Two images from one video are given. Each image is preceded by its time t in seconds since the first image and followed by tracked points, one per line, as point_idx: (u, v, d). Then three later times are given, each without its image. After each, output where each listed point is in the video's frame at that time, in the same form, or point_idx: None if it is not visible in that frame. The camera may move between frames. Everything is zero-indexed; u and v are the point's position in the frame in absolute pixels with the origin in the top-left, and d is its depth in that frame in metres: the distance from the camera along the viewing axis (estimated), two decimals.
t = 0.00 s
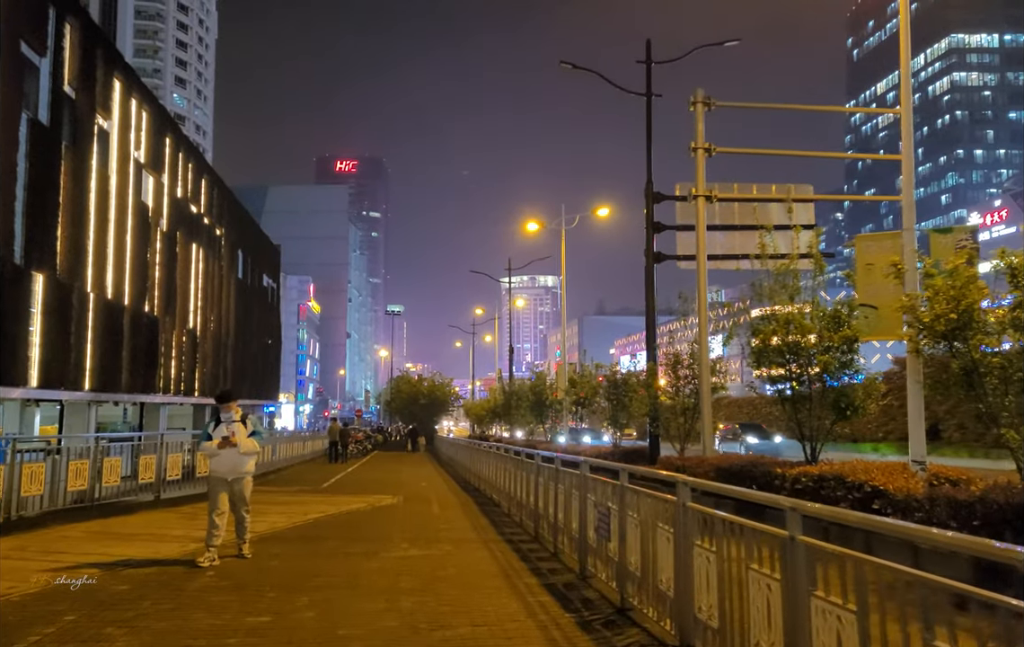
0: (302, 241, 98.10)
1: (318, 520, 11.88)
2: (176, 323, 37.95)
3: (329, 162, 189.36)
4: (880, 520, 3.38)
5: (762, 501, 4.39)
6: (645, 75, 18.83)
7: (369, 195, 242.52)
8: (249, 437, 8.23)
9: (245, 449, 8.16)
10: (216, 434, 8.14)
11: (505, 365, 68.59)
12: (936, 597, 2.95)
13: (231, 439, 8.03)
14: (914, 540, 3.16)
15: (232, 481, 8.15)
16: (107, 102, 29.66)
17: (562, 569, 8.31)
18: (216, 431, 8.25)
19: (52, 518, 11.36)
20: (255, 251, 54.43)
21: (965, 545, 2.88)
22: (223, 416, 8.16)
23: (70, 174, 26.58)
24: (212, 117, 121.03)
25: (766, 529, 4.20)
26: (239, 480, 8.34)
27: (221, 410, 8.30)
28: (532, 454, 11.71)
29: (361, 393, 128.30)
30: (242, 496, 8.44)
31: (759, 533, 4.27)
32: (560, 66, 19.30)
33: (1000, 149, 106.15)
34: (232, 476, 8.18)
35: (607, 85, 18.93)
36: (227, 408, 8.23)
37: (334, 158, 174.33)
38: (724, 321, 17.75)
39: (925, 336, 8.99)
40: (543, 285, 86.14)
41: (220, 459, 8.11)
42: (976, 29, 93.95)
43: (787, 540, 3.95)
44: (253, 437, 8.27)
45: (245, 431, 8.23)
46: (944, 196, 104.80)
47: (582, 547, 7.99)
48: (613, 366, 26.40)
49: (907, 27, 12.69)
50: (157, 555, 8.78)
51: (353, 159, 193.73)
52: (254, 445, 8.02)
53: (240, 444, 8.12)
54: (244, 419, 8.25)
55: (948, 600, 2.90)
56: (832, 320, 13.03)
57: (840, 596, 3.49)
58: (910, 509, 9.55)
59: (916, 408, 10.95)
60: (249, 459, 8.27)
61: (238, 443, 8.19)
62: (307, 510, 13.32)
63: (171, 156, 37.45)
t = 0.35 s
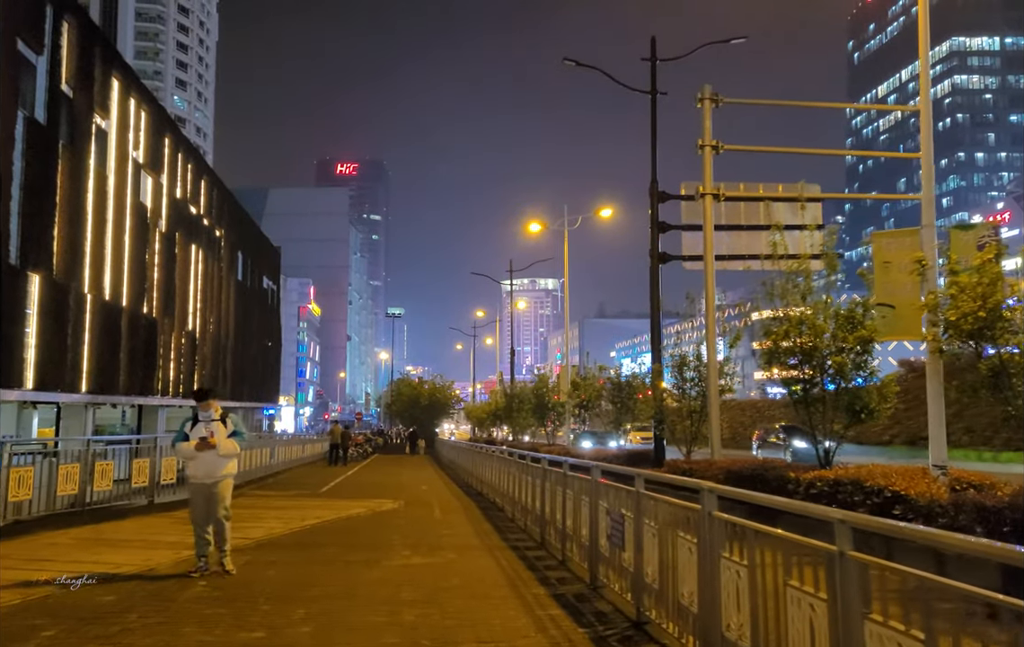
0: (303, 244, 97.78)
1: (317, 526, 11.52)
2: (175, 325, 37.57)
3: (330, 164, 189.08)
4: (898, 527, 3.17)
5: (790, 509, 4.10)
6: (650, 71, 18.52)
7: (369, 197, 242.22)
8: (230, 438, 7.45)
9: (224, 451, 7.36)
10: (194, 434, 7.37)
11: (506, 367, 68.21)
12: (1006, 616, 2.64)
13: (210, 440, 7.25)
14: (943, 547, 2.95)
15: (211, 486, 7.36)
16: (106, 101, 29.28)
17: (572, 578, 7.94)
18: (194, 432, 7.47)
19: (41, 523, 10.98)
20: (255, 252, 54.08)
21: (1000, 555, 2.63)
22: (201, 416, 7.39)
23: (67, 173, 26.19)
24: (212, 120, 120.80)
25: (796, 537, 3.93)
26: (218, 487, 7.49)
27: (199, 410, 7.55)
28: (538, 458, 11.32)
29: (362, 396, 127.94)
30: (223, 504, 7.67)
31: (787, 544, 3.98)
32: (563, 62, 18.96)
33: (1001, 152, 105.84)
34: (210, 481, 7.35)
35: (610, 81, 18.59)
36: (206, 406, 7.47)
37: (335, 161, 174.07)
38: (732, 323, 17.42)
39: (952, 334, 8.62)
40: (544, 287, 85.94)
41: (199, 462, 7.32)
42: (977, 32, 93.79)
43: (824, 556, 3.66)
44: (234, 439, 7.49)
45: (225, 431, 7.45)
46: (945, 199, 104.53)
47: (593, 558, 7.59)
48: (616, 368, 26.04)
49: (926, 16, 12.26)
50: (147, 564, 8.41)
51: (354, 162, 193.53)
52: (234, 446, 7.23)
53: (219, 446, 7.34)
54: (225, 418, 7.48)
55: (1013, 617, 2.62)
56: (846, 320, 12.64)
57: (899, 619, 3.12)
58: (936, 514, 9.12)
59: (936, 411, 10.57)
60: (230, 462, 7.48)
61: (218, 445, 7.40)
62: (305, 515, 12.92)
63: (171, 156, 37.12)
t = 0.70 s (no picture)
0: (302, 246, 97.40)
1: (313, 536, 11.06)
2: (171, 327, 37.11)
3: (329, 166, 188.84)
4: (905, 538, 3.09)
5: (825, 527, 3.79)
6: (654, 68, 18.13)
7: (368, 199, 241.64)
8: (213, 452, 6.73)
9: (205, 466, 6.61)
10: (174, 445, 6.67)
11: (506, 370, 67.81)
12: None
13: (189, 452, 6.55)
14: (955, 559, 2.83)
15: (187, 503, 6.64)
16: (100, 100, 28.81)
17: (583, 594, 7.48)
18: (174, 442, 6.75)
19: (25, 533, 10.54)
20: (254, 254, 53.66)
21: None
22: (186, 424, 6.70)
23: (60, 171, 25.72)
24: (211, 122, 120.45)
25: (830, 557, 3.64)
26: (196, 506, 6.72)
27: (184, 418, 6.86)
28: (544, 464, 10.89)
29: (361, 398, 127.61)
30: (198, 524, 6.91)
31: (822, 563, 3.68)
32: (565, 58, 18.55)
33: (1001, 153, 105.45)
34: (186, 497, 6.61)
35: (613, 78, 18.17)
36: (191, 415, 6.78)
37: (335, 163, 173.82)
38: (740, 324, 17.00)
39: (979, 334, 8.24)
40: (542, 289, 85.63)
41: (176, 476, 6.63)
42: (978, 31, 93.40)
43: (871, 579, 3.32)
44: (217, 454, 6.77)
45: (208, 443, 6.73)
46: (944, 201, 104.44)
47: (605, 572, 7.17)
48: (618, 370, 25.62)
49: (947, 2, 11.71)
50: (132, 580, 7.95)
51: (353, 165, 193.56)
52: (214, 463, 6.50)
53: (199, 460, 6.61)
54: (209, 430, 6.76)
55: None
56: (863, 319, 12.18)
57: None
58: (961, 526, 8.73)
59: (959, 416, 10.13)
60: (211, 478, 6.75)
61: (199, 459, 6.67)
62: (302, 523, 12.46)
63: (167, 156, 36.65)
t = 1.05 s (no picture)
0: (297, 246, 96.87)
1: (305, 543, 10.58)
2: (164, 327, 36.60)
3: (324, 166, 188.06)
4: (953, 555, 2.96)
5: (877, 545, 3.43)
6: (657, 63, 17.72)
7: (364, 200, 240.89)
8: (191, 454, 6.31)
9: (182, 467, 6.18)
10: (148, 445, 6.25)
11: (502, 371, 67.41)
12: None
13: (163, 452, 6.14)
14: None
15: (160, 511, 6.17)
16: (92, 97, 28.27)
17: (590, 607, 7.06)
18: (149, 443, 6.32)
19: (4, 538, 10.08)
20: (248, 254, 53.11)
21: None
22: (162, 423, 6.31)
23: (50, 169, 25.20)
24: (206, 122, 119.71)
25: (876, 577, 3.26)
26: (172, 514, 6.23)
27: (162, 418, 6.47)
28: (547, 468, 10.46)
29: (356, 399, 127.07)
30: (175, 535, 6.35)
31: (868, 583, 3.30)
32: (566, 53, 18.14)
33: (997, 155, 105.25)
34: (161, 502, 6.15)
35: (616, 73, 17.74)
36: (168, 414, 6.40)
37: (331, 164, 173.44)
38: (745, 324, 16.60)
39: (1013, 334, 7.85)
40: (538, 291, 85.34)
41: (150, 481, 6.16)
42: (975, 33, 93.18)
43: (936, 606, 2.92)
44: (195, 456, 6.33)
45: (185, 444, 6.31)
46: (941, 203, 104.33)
47: (615, 585, 6.73)
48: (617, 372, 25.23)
49: None
50: (111, 592, 7.49)
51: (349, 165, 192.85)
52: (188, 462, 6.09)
53: (174, 462, 6.17)
54: (187, 429, 6.35)
55: None
56: (875, 319, 11.84)
57: None
58: (986, 535, 8.36)
59: (978, 418, 9.76)
60: (189, 483, 6.30)
61: (175, 461, 6.24)
62: (293, 528, 12.01)
63: (160, 155, 36.13)
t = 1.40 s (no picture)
0: (291, 251, 96.34)
1: (298, 556, 10.12)
2: (156, 332, 36.08)
3: (319, 170, 187.57)
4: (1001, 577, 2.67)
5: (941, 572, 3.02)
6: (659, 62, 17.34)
7: (358, 205, 240.44)
8: (157, 468, 5.78)
9: (147, 483, 5.64)
10: (108, 462, 5.71)
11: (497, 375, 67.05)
12: None
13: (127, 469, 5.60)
14: None
15: (129, 534, 5.65)
16: (82, 98, 27.75)
17: (602, 627, 6.63)
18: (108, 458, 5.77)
19: None
20: (242, 258, 52.59)
21: None
22: (122, 438, 5.74)
23: (39, 171, 24.67)
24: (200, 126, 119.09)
25: (947, 608, 2.88)
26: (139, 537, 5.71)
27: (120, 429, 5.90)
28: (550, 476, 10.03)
29: (351, 405, 126.50)
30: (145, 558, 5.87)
31: (938, 616, 2.89)
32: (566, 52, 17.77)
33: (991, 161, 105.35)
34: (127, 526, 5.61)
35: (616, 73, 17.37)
36: (127, 425, 5.84)
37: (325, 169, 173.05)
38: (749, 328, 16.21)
39: None
40: (533, 296, 85.05)
41: (113, 501, 5.62)
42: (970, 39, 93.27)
43: (984, 631, 2.71)
44: (163, 470, 5.81)
45: (151, 458, 5.78)
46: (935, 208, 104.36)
47: (628, 603, 6.30)
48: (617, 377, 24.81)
49: None
50: (91, 613, 7.02)
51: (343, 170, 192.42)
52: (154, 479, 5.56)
53: (139, 479, 5.64)
54: (151, 442, 5.81)
55: None
56: (887, 322, 11.46)
57: None
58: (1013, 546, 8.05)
59: (1000, 424, 9.38)
60: (157, 500, 5.78)
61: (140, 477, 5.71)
62: (284, 539, 11.54)
63: (152, 158, 35.61)
